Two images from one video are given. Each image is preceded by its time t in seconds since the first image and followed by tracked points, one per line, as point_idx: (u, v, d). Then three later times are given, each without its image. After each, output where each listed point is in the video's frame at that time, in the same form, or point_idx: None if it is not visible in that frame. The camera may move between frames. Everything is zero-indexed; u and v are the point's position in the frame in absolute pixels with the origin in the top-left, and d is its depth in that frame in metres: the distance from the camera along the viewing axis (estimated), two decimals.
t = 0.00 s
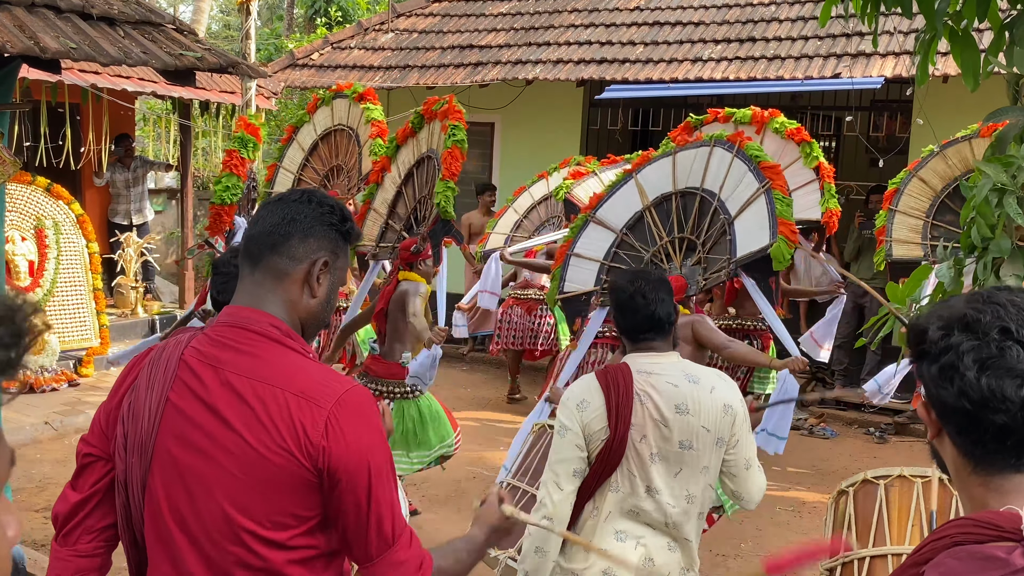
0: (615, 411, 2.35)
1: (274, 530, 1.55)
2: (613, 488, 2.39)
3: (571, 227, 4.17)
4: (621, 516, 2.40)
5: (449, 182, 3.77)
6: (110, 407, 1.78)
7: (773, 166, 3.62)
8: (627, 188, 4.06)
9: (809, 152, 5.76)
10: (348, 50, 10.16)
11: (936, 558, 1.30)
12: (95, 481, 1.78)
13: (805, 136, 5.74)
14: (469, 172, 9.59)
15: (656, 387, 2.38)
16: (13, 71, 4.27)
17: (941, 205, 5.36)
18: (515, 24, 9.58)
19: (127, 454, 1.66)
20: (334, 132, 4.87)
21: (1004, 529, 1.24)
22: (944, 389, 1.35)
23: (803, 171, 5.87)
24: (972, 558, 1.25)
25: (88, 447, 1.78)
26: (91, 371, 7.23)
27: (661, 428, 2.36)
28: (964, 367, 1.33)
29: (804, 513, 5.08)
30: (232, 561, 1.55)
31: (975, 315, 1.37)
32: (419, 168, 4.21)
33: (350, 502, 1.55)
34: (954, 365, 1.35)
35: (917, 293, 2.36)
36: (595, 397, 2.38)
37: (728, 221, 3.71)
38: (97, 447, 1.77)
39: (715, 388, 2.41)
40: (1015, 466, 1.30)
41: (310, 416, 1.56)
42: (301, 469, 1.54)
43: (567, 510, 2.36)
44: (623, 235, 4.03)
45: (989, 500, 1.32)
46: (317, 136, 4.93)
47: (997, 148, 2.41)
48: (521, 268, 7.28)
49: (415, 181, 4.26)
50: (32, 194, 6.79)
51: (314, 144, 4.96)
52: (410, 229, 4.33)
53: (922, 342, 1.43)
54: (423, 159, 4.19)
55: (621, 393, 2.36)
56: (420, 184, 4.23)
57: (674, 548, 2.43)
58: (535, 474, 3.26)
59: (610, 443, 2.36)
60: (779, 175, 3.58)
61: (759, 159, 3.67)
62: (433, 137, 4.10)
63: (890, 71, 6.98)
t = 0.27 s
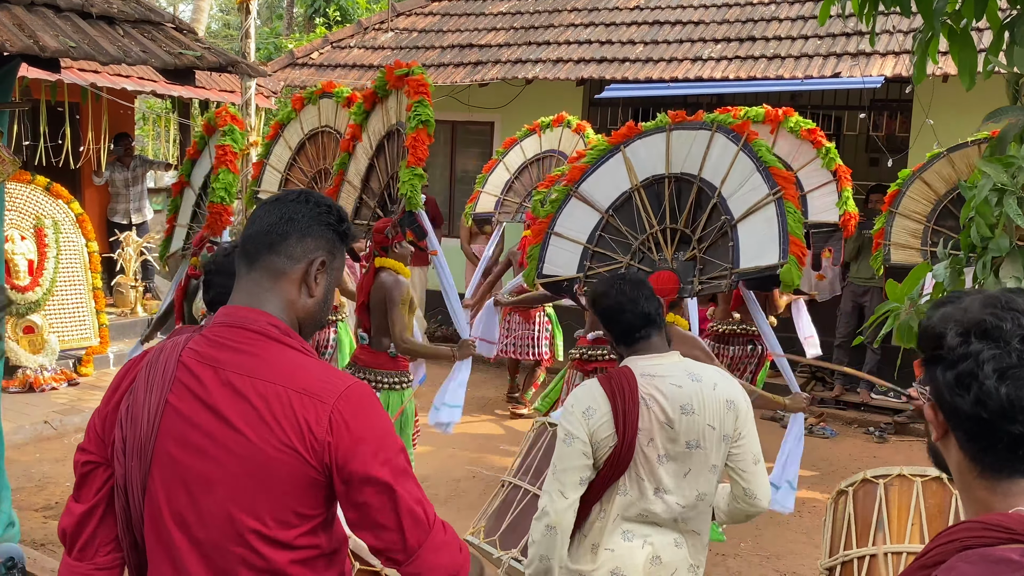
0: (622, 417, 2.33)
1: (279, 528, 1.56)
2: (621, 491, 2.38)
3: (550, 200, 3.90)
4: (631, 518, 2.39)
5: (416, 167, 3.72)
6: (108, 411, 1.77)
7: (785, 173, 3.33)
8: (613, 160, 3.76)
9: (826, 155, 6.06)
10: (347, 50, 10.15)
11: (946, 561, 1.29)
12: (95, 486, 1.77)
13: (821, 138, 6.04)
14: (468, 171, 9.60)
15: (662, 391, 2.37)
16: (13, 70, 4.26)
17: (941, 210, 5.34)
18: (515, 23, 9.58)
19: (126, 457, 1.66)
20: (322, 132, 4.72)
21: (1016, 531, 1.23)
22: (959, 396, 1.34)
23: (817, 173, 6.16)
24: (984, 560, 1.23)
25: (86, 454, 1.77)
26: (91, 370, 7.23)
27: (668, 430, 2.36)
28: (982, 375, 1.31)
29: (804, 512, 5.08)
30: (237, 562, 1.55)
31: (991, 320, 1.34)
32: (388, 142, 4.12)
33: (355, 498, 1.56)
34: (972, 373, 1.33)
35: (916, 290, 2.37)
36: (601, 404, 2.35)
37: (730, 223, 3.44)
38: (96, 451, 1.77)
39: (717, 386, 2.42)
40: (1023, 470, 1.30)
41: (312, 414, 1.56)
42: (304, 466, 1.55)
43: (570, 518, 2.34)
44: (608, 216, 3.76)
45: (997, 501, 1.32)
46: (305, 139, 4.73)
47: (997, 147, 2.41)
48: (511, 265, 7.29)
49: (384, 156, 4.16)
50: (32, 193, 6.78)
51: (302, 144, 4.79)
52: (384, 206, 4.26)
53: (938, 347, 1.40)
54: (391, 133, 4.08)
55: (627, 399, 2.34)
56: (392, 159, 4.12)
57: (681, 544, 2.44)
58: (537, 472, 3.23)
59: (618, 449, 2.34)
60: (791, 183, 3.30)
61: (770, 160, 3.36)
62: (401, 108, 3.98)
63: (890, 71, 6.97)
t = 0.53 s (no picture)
0: (616, 416, 2.35)
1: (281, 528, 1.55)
2: (616, 492, 2.39)
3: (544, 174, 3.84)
4: (625, 519, 2.39)
5: (410, 180, 3.51)
6: (109, 412, 1.77)
7: (819, 166, 3.45)
8: (616, 136, 3.73)
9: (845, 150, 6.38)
10: (347, 49, 10.15)
11: (950, 561, 1.29)
12: (97, 487, 1.77)
13: (840, 136, 6.35)
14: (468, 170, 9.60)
15: (657, 392, 2.37)
16: (13, 69, 4.27)
17: (948, 194, 5.39)
18: (515, 23, 9.58)
19: (128, 458, 1.66)
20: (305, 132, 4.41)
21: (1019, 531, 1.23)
22: (970, 395, 1.34)
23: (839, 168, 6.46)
24: (988, 561, 1.22)
25: (88, 456, 1.78)
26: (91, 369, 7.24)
27: (662, 431, 2.36)
28: (993, 374, 1.31)
29: (804, 511, 5.08)
30: (239, 562, 1.55)
31: (1003, 319, 1.34)
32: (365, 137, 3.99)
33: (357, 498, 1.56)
34: (983, 371, 1.33)
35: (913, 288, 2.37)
36: (596, 403, 2.37)
37: (753, 215, 3.54)
38: (97, 453, 1.77)
39: (713, 391, 2.40)
40: None
41: (314, 414, 1.56)
42: (306, 466, 1.54)
43: (570, 516, 2.36)
44: (609, 197, 3.78)
45: (1003, 501, 1.32)
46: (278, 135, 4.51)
47: (996, 147, 2.40)
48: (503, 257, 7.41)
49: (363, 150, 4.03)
50: (32, 193, 6.77)
51: (297, 136, 4.44)
52: (362, 200, 4.14)
53: (949, 345, 1.40)
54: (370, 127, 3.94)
55: (621, 399, 2.35)
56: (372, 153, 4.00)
57: (677, 547, 2.42)
58: (534, 477, 3.24)
59: (612, 449, 2.35)
60: (827, 178, 3.42)
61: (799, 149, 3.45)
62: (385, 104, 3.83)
63: (889, 71, 6.98)
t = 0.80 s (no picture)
0: (619, 415, 2.34)
1: (283, 529, 1.56)
2: (617, 492, 2.38)
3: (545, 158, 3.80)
4: (626, 520, 2.38)
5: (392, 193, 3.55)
6: (107, 416, 1.77)
7: (833, 173, 3.40)
8: (622, 122, 3.68)
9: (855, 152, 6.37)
10: (347, 48, 10.15)
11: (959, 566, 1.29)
12: (97, 491, 1.78)
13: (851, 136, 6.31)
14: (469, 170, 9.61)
15: (658, 390, 2.37)
16: (13, 69, 4.27)
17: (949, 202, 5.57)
18: (515, 23, 9.58)
19: (128, 460, 1.66)
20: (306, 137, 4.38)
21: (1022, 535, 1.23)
22: (973, 398, 1.33)
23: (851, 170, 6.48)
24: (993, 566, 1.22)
25: (86, 459, 1.77)
26: (91, 368, 7.25)
27: (664, 430, 2.37)
28: (998, 377, 1.31)
29: (804, 511, 5.08)
30: (242, 563, 1.56)
31: (1006, 321, 1.34)
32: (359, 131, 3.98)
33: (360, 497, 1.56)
34: (985, 375, 1.33)
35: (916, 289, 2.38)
36: (597, 403, 2.36)
37: (760, 218, 3.47)
38: (95, 457, 1.77)
39: (716, 387, 2.42)
40: None
41: (314, 414, 1.57)
42: (307, 466, 1.55)
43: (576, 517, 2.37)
44: (611, 186, 3.71)
45: (1013, 507, 1.30)
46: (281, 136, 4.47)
47: (995, 147, 2.40)
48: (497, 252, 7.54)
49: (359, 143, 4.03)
50: (32, 192, 6.78)
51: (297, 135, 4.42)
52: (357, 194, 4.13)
53: (951, 348, 1.40)
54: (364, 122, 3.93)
55: (624, 399, 2.35)
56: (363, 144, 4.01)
57: (677, 547, 2.42)
58: (533, 477, 3.24)
59: (615, 448, 2.35)
60: (840, 188, 3.37)
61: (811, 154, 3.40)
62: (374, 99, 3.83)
63: (889, 70, 6.98)
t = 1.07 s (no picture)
0: (624, 414, 2.35)
1: (282, 528, 1.56)
2: (617, 492, 2.39)
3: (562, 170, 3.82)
4: (623, 521, 2.39)
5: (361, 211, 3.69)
6: (112, 414, 1.77)
7: (825, 189, 3.23)
8: (639, 133, 3.65)
9: (864, 147, 6.07)
10: (347, 48, 10.16)
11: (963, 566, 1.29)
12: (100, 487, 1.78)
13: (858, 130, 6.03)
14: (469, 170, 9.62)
15: (665, 394, 2.37)
16: (13, 69, 4.27)
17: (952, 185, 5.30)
18: (515, 22, 9.58)
19: (131, 458, 1.66)
20: (311, 135, 4.47)
21: None
22: (1009, 405, 1.31)
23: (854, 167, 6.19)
24: (997, 567, 1.22)
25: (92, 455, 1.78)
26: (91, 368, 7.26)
27: (668, 434, 2.36)
28: None
29: (802, 510, 5.09)
30: (242, 562, 1.56)
31: None
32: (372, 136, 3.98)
33: (357, 499, 1.56)
34: None
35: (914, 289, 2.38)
36: (604, 400, 2.37)
37: (751, 232, 3.37)
38: (102, 453, 1.78)
39: (724, 396, 2.41)
40: None
41: (315, 414, 1.57)
42: (308, 465, 1.55)
43: (573, 512, 2.37)
44: (619, 195, 3.69)
45: (1016, 505, 1.32)
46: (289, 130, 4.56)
47: (995, 147, 2.41)
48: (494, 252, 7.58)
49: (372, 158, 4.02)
50: (32, 192, 6.78)
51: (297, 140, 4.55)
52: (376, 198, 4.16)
53: (986, 353, 1.36)
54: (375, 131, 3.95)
55: (631, 398, 2.35)
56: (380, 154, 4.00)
57: (671, 553, 2.43)
58: (530, 479, 3.23)
59: (617, 447, 2.36)
60: (829, 203, 3.22)
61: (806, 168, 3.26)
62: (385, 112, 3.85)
63: (889, 70, 6.99)
